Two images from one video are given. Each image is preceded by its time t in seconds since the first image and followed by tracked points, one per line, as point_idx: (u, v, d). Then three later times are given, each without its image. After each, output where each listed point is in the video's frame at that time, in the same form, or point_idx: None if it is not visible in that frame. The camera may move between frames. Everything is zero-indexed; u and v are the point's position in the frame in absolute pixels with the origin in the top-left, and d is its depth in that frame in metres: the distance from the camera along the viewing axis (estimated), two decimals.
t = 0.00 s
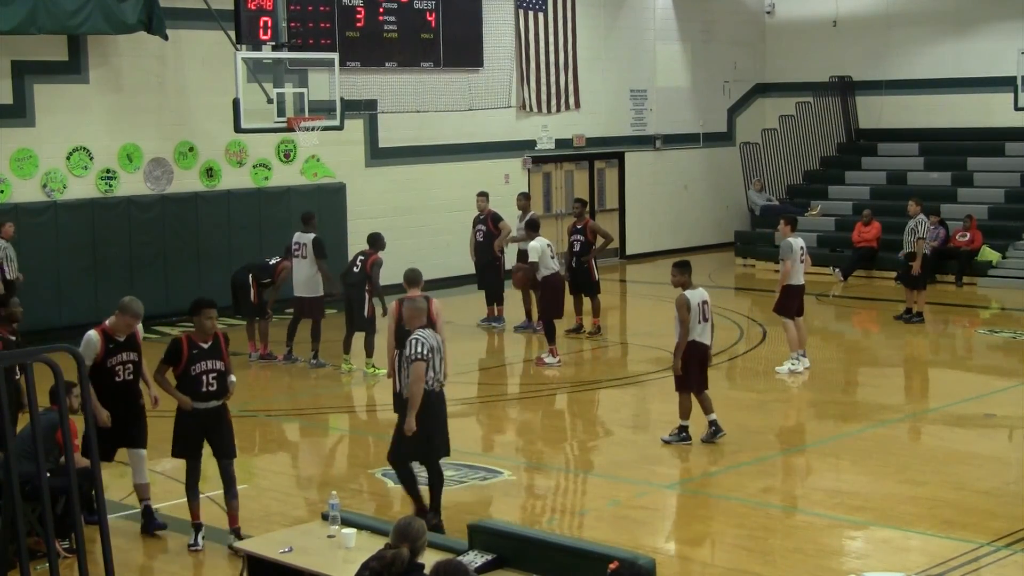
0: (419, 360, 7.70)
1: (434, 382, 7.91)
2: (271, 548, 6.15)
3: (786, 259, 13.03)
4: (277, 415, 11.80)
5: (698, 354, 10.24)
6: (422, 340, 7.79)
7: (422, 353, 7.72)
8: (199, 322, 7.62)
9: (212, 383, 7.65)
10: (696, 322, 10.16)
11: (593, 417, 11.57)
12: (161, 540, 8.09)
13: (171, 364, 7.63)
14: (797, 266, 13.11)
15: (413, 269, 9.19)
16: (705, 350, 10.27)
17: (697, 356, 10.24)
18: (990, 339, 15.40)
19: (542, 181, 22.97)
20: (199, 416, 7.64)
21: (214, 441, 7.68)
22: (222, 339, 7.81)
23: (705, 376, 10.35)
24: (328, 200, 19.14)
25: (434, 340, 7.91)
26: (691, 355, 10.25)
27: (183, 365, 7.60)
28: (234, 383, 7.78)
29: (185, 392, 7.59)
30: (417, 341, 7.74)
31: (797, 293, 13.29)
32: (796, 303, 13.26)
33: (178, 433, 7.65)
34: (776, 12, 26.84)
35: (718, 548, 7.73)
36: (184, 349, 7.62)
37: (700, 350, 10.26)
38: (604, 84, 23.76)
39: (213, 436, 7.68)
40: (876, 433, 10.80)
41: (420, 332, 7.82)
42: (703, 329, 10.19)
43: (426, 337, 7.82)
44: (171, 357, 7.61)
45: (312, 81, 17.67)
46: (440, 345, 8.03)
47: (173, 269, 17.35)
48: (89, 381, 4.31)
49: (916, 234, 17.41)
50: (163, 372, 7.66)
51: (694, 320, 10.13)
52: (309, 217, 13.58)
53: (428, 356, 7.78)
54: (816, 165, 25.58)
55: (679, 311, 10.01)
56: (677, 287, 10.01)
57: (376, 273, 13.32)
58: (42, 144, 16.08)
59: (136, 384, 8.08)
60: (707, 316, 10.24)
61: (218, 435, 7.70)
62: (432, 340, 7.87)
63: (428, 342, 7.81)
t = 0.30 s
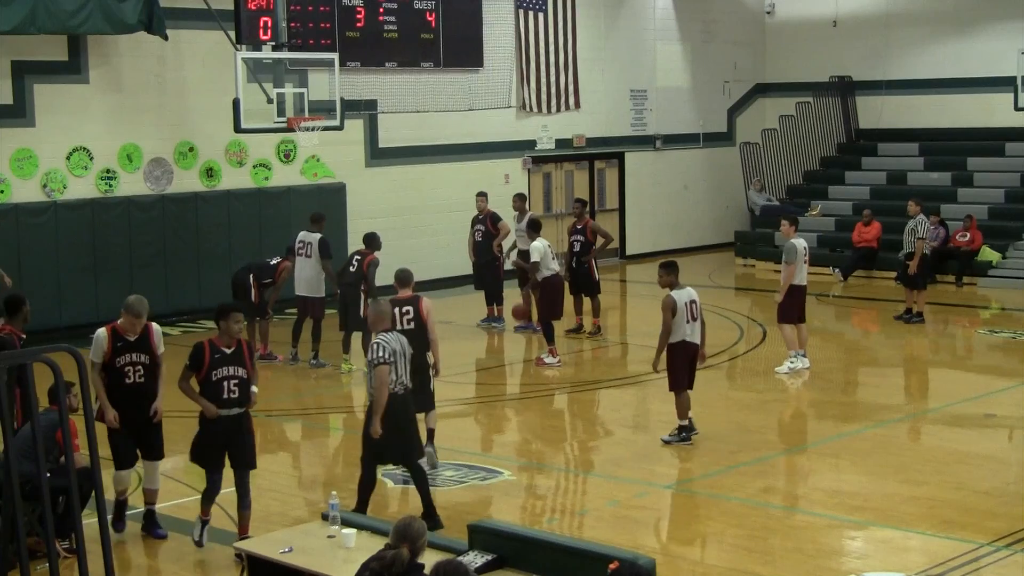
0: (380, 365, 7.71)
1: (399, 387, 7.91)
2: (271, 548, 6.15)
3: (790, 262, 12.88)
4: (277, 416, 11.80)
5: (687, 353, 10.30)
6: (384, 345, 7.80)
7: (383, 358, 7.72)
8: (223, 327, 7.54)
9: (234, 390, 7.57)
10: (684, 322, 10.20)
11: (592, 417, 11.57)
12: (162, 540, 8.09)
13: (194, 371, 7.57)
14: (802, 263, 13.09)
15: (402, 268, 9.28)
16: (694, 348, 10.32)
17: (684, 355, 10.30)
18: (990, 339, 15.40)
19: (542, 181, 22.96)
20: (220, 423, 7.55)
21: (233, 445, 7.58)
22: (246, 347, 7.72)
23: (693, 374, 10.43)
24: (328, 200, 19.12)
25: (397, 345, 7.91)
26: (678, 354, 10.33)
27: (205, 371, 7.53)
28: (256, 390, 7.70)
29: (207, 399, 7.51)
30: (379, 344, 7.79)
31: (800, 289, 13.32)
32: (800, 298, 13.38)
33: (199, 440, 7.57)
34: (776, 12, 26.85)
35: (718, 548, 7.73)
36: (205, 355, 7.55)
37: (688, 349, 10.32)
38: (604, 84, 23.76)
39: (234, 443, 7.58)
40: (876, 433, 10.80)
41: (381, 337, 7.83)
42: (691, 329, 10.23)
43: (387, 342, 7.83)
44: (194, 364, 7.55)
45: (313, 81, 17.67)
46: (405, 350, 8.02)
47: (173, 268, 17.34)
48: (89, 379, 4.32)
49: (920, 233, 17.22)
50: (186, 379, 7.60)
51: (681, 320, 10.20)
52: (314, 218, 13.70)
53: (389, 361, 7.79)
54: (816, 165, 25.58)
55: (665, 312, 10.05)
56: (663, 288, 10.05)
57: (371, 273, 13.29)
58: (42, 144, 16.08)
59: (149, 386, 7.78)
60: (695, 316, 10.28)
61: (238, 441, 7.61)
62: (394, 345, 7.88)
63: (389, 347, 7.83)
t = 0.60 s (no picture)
0: (334, 362, 7.90)
1: (362, 384, 8.07)
2: (271, 548, 6.15)
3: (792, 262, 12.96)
4: (277, 416, 11.80)
5: (677, 353, 10.34)
6: (342, 342, 7.97)
7: (337, 355, 7.91)
8: (238, 331, 7.29)
9: (248, 396, 7.34)
10: (675, 320, 10.27)
11: (593, 417, 11.57)
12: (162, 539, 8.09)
13: (207, 376, 7.31)
14: (804, 263, 13.09)
15: (400, 268, 9.26)
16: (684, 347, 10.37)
17: (674, 355, 10.34)
18: (990, 339, 15.41)
19: (542, 181, 22.97)
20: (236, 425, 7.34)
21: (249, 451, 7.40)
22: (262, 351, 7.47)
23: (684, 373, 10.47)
24: (328, 199, 19.13)
25: (363, 342, 8.07)
26: (668, 353, 10.38)
27: (218, 377, 7.28)
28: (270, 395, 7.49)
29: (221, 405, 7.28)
30: (335, 343, 7.93)
31: (802, 292, 13.33)
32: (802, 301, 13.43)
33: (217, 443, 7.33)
34: (776, 13, 26.85)
35: (718, 548, 7.73)
36: (219, 360, 7.28)
37: (676, 348, 10.35)
38: (604, 84, 23.76)
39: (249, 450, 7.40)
40: (877, 433, 10.81)
41: (344, 334, 8.02)
42: (681, 327, 10.29)
43: (347, 339, 7.99)
44: (209, 368, 7.28)
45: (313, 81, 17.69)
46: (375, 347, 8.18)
47: (173, 268, 17.35)
48: (88, 379, 4.32)
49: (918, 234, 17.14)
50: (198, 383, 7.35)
51: (673, 318, 10.25)
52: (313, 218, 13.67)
53: (347, 358, 7.96)
54: (816, 165, 25.58)
55: (657, 309, 10.10)
56: (655, 286, 10.11)
57: (371, 274, 13.35)
58: (42, 144, 16.08)
59: (146, 394, 7.58)
60: (685, 315, 10.34)
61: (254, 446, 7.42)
62: (357, 342, 8.03)
63: (349, 344, 7.97)
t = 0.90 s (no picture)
0: (306, 362, 7.88)
1: (336, 383, 8.04)
2: (271, 547, 6.15)
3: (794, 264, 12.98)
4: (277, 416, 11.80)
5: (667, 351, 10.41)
6: (316, 342, 7.94)
7: (310, 355, 7.89)
8: (240, 339, 7.16)
9: (258, 403, 7.26)
10: (669, 318, 10.35)
11: (593, 417, 11.57)
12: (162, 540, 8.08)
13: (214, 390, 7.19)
14: (805, 263, 13.11)
15: (406, 268, 9.51)
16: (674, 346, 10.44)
17: (665, 354, 10.41)
18: (990, 339, 15.41)
19: (542, 181, 22.97)
20: (245, 435, 7.26)
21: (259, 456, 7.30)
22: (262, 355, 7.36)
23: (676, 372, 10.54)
24: (328, 200, 19.12)
25: (337, 343, 8.02)
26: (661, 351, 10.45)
27: (227, 389, 7.16)
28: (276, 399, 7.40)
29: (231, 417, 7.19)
30: (309, 344, 7.91)
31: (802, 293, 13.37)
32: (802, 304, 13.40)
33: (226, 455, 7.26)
34: (776, 13, 26.86)
35: (718, 548, 7.73)
36: (225, 371, 7.15)
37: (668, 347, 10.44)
38: (604, 83, 23.76)
39: (260, 460, 7.32)
40: (877, 433, 10.80)
41: (318, 334, 7.99)
42: (674, 325, 10.38)
43: (320, 339, 7.96)
44: (217, 383, 7.15)
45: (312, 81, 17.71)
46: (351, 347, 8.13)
47: (173, 269, 17.35)
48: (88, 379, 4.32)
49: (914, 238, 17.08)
50: (206, 400, 7.23)
51: (668, 315, 10.32)
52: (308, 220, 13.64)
53: (320, 358, 7.93)
54: (816, 165, 25.59)
55: (653, 305, 10.17)
56: (651, 282, 10.18)
57: (376, 273, 13.37)
58: (42, 144, 16.08)
59: (132, 396, 7.43)
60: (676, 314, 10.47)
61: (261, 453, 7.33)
62: (330, 343, 7.98)
63: (323, 344, 7.94)
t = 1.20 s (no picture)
0: (291, 358, 7.82)
1: (312, 380, 8.06)
2: (271, 547, 6.14)
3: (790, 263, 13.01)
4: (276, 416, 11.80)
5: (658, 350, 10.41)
6: (300, 338, 7.90)
7: (295, 350, 7.85)
8: (246, 341, 7.01)
9: (264, 406, 7.15)
10: (658, 318, 10.34)
11: (593, 417, 11.57)
12: (161, 540, 8.08)
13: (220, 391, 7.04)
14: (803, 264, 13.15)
15: (411, 265, 9.54)
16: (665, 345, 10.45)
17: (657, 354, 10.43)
18: (990, 339, 15.40)
19: (542, 181, 22.97)
20: (250, 438, 7.15)
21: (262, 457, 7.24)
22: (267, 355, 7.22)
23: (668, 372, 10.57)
24: (328, 200, 19.12)
25: (317, 341, 8.03)
26: (652, 352, 10.48)
27: (235, 392, 7.02)
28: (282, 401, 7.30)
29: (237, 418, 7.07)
30: (294, 339, 7.86)
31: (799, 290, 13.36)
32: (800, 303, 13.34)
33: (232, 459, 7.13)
34: (776, 13, 26.86)
35: (718, 548, 7.73)
36: (233, 373, 7.01)
37: (659, 346, 10.44)
38: (604, 83, 23.76)
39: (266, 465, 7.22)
40: (877, 433, 10.80)
41: (300, 330, 7.95)
42: (663, 326, 10.38)
43: (304, 336, 7.94)
44: (226, 385, 6.99)
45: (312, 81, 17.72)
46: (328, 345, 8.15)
47: (173, 269, 17.35)
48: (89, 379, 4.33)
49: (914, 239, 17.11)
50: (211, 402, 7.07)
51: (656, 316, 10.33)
52: (308, 220, 13.59)
53: (303, 356, 7.91)
54: (817, 165, 25.60)
55: (640, 305, 10.20)
56: (638, 283, 10.19)
57: (380, 273, 13.34)
58: (42, 144, 16.08)
59: (111, 408, 7.06)
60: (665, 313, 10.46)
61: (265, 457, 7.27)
62: (311, 340, 7.98)
63: (307, 341, 7.94)
